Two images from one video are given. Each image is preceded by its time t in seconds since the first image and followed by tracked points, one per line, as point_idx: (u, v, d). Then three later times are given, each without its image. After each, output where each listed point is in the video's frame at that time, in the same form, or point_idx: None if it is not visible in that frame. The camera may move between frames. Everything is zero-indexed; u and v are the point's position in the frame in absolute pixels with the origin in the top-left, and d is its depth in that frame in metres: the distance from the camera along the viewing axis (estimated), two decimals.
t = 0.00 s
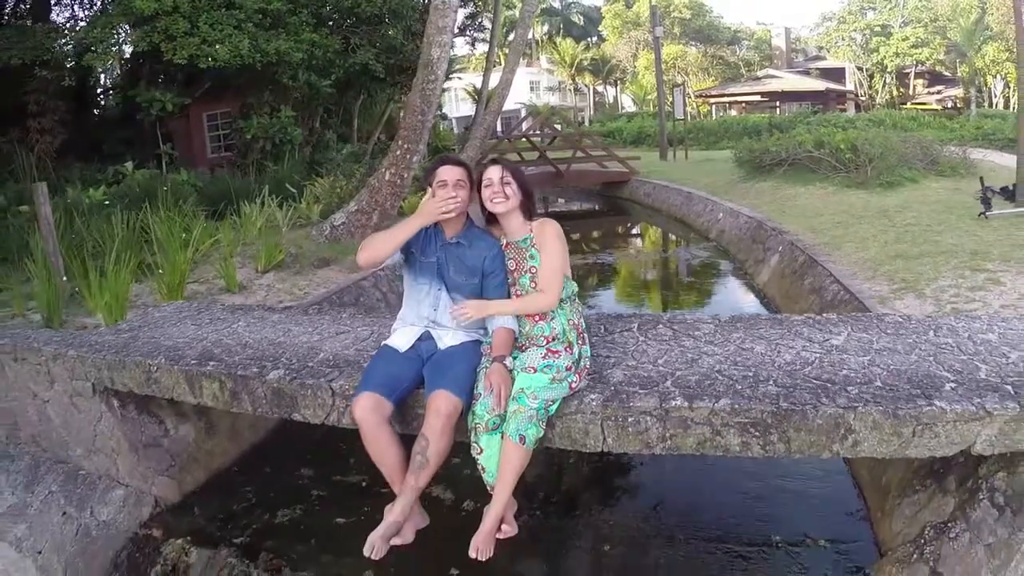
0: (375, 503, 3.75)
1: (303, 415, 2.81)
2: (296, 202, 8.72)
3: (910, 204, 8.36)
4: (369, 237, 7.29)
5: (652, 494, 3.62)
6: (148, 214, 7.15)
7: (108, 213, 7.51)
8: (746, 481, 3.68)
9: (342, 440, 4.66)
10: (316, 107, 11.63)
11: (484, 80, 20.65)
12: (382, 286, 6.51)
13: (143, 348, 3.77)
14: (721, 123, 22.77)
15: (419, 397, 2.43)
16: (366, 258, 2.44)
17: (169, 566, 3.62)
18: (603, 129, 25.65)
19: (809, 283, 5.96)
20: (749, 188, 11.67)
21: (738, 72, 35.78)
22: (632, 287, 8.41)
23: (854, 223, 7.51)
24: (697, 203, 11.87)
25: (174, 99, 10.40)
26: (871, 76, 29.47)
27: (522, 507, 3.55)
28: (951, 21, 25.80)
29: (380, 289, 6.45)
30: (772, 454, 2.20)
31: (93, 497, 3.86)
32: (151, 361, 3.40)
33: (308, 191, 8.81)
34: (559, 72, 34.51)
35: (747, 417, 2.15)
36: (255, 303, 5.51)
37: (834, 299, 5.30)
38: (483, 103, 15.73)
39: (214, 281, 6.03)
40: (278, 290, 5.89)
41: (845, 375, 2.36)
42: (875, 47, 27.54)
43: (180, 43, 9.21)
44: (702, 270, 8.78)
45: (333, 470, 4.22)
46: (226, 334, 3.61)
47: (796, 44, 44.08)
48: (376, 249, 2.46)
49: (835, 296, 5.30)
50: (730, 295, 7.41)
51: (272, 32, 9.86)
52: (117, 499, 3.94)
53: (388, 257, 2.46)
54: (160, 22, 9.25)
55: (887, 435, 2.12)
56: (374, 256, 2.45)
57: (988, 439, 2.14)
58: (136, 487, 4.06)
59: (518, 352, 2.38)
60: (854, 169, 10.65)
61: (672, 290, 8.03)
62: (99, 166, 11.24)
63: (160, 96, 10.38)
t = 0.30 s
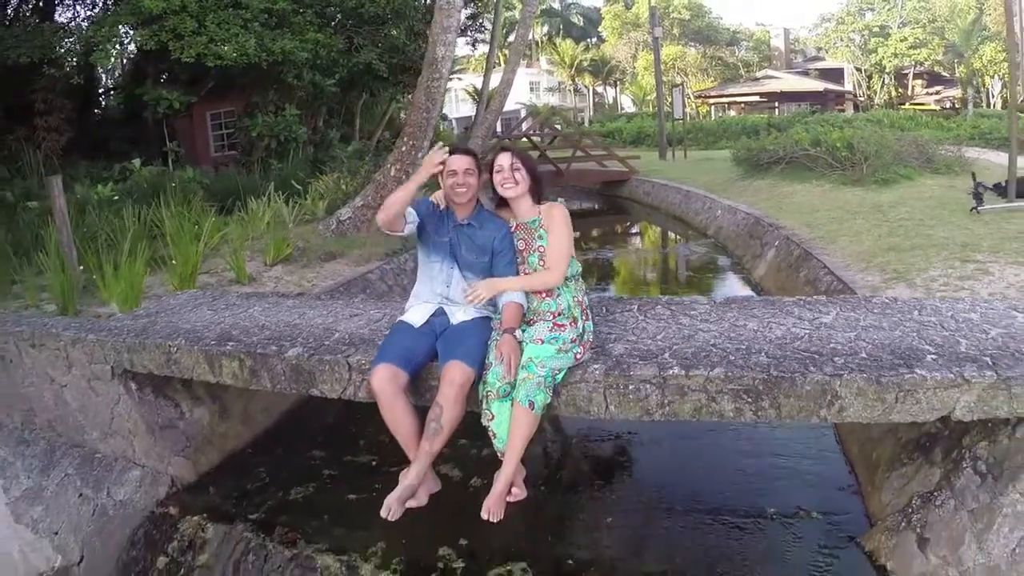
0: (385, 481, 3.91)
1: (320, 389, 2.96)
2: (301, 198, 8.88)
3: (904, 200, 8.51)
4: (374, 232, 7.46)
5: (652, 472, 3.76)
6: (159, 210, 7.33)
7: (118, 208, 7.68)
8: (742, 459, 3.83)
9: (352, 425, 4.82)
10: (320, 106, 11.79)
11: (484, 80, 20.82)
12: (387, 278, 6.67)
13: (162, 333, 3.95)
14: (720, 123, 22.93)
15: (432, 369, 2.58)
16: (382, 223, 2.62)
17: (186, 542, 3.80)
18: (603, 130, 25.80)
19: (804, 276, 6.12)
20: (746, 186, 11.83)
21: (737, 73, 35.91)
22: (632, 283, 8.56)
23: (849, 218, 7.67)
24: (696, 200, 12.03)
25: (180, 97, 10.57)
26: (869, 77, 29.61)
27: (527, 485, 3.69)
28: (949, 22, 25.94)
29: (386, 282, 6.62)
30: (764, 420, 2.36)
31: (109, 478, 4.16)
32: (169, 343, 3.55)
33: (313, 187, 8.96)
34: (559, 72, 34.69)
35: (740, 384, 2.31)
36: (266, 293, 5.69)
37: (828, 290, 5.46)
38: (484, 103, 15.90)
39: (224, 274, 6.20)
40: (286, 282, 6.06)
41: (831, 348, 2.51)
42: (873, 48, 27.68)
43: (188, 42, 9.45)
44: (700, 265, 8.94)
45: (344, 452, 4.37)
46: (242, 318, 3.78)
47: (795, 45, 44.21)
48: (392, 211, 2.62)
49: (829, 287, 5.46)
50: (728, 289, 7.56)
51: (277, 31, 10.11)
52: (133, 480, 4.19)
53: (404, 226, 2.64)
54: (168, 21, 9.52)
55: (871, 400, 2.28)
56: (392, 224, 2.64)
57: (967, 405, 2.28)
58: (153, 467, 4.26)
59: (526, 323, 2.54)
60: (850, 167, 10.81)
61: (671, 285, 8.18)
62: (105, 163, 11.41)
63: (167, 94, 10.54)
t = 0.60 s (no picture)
0: (395, 460, 4.08)
1: (337, 366, 3.12)
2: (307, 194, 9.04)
3: (899, 196, 8.67)
4: (380, 226, 7.64)
5: (652, 451, 3.93)
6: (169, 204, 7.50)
7: (130, 204, 7.88)
8: (739, 439, 3.99)
9: (361, 410, 4.98)
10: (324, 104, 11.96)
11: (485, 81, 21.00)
12: (393, 271, 6.84)
13: (180, 318, 4.13)
14: (720, 123, 23.11)
15: (445, 345, 2.75)
16: (395, 202, 2.77)
17: (203, 518, 4.01)
18: (603, 130, 25.99)
19: (800, 269, 6.28)
20: (745, 183, 12.00)
21: (736, 73, 36.08)
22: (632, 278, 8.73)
23: (844, 214, 7.83)
24: (695, 198, 12.19)
25: (187, 96, 10.81)
26: (868, 77, 29.77)
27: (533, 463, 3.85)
28: (947, 23, 26.09)
29: (392, 275, 6.79)
30: (757, 390, 2.52)
31: (126, 460, 4.36)
32: (188, 325, 3.71)
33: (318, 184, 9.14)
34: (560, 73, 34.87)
35: (734, 355, 2.48)
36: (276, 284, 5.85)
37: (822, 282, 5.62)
38: (485, 103, 16.08)
39: (234, 267, 6.39)
40: (295, 274, 6.23)
41: (820, 324, 2.67)
42: (872, 49, 27.86)
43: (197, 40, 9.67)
44: (698, 260, 9.10)
45: (354, 435, 4.54)
46: (257, 302, 3.95)
47: (795, 45, 44.35)
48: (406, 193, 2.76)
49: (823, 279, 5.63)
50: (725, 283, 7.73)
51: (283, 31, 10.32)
52: (150, 461, 4.40)
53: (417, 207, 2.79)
54: (177, 20, 9.74)
55: (857, 369, 2.43)
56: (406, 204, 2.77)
57: (948, 374, 2.42)
58: (170, 449, 4.46)
59: (532, 300, 2.70)
60: (847, 164, 10.97)
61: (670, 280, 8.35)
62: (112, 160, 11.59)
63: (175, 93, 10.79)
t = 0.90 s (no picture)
0: (408, 439, 4.26)
1: (357, 344, 3.30)
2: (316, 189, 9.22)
3: (898, 192, 8.82)
4: (389, 220, 7.82)
5: (656, 432, 4.10)
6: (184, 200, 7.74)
7: (145, 198, 8.12)
8: (738, 420, 4.16)
9: (374, 395, 5.15)
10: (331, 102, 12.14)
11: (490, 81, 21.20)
12: (402, 264, 7.02)
13: (202, 303, 4.31)
14: (722, 123, 23.27)
15: (460, 321, 2.93)
16: (418, 193, 3.01)
17: (224, 494, 4.20)
18: (606, 129, 26.18)
19: (799, 262, 6.45)
20: (746, 181, 12.16)
21: (738, 73, 36.23)
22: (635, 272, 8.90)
23: (844, 209, 7.99)
24: (697, 196, 12.36)
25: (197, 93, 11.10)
26: (870, 78, 29.90)
27: (541, 442, 4.01)
28: (949, 23, 26.21)
29: (401, 267, 6.97)
30: (754, 363, 2.68)
31: (146, 442, 4.60)
32: (211, 307, 3.89)
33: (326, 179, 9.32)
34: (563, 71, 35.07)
35: (732, 329, 2.65)
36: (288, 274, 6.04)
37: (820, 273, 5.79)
38: (490, 102, 16.27)
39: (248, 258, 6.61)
40: (307, 265, 6.42)
41: (813, 303, 2.84)
42: (873, 49, 28.02)
43: (208, 39, 9.98)
44: (700, 255, 9.27)
45: (368, 417, 4.72)
46: (277, 287, 4.14)
47: (797, 45, 44.45)
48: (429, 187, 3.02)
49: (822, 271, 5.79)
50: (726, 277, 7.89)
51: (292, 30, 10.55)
52: (171, 441, 4.60)
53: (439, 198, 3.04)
54: (189, 19, 10.05)
55: (847, 343, 2.60)
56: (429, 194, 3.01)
57: (933, 347, 2.59)
58: (190, 429, 4.65)
59: (540, 278, 2.87)
60: (847, 162, 11.13)
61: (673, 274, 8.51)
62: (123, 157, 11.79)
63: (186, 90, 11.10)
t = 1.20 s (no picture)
0: (427, 421, 4.44)
1: (384, 326, 3.48)
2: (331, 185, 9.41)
3: (903, 189, 8.96)
4: (405, 215, 8.01)
5: (667, 414, 4.26)
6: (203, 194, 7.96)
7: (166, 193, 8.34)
8: (745, 404, 4.33)
9: (392, 382, 5.33)
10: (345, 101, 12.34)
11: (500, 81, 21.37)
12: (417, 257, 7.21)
13: (230, 290, 4.51)
14: (731, 123, 23.40)
15: (484, 302, 3.14)
16: (446, 178, 3.24)
17: (251, 472, 4.38)
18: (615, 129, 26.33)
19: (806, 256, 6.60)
20: (754, 179, 12.30)
21: (747, 74, 36.31)
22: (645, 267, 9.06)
23: (850, 205, 8.14)
24: (705, 194, 12.51)
25: (214, 91, 11.39)
26: (879, 78, 29.98)
27: (556, 424, 4.18)
28: (957, 24, 26.28)
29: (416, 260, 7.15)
30: (760, 340, 2.86)
31: (172, 424, 4.82)
32: (239, 291, 4.06)
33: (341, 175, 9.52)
34: (572, 72, 35.23)
35: (738, 308, 2.82)
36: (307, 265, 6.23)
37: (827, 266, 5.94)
38: (500, 102, 16.46)
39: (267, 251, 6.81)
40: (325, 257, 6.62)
41: (816, 286, 3.00)
42: (882, 50, 28.12)
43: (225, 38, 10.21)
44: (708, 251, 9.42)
45: (388, 402, 4.90)
46: (302, 274, 4.33)
47: (806, 46, 44.49)
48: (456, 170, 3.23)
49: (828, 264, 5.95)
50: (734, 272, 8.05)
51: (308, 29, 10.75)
52: (197, 423, 4.81)
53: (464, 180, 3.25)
54: (208, 18, 10.30)
55: (847, 322, 2.77)
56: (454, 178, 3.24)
57: (929, 327, 2.75)
58: (215, 412, 4.84)
59: (560, 262, 3.07)
60: (853, 161, 11.27)
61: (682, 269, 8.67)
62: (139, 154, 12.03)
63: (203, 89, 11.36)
